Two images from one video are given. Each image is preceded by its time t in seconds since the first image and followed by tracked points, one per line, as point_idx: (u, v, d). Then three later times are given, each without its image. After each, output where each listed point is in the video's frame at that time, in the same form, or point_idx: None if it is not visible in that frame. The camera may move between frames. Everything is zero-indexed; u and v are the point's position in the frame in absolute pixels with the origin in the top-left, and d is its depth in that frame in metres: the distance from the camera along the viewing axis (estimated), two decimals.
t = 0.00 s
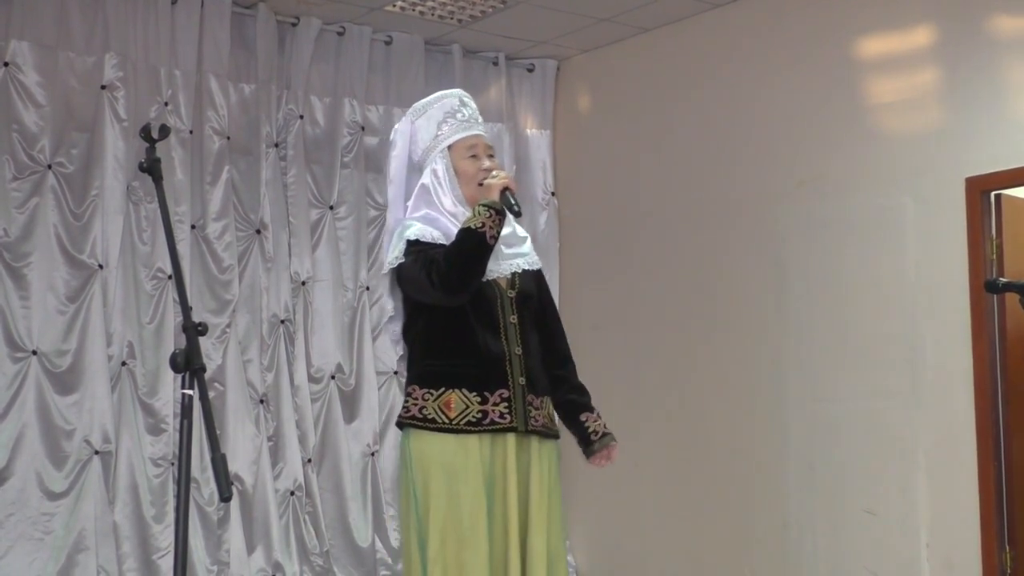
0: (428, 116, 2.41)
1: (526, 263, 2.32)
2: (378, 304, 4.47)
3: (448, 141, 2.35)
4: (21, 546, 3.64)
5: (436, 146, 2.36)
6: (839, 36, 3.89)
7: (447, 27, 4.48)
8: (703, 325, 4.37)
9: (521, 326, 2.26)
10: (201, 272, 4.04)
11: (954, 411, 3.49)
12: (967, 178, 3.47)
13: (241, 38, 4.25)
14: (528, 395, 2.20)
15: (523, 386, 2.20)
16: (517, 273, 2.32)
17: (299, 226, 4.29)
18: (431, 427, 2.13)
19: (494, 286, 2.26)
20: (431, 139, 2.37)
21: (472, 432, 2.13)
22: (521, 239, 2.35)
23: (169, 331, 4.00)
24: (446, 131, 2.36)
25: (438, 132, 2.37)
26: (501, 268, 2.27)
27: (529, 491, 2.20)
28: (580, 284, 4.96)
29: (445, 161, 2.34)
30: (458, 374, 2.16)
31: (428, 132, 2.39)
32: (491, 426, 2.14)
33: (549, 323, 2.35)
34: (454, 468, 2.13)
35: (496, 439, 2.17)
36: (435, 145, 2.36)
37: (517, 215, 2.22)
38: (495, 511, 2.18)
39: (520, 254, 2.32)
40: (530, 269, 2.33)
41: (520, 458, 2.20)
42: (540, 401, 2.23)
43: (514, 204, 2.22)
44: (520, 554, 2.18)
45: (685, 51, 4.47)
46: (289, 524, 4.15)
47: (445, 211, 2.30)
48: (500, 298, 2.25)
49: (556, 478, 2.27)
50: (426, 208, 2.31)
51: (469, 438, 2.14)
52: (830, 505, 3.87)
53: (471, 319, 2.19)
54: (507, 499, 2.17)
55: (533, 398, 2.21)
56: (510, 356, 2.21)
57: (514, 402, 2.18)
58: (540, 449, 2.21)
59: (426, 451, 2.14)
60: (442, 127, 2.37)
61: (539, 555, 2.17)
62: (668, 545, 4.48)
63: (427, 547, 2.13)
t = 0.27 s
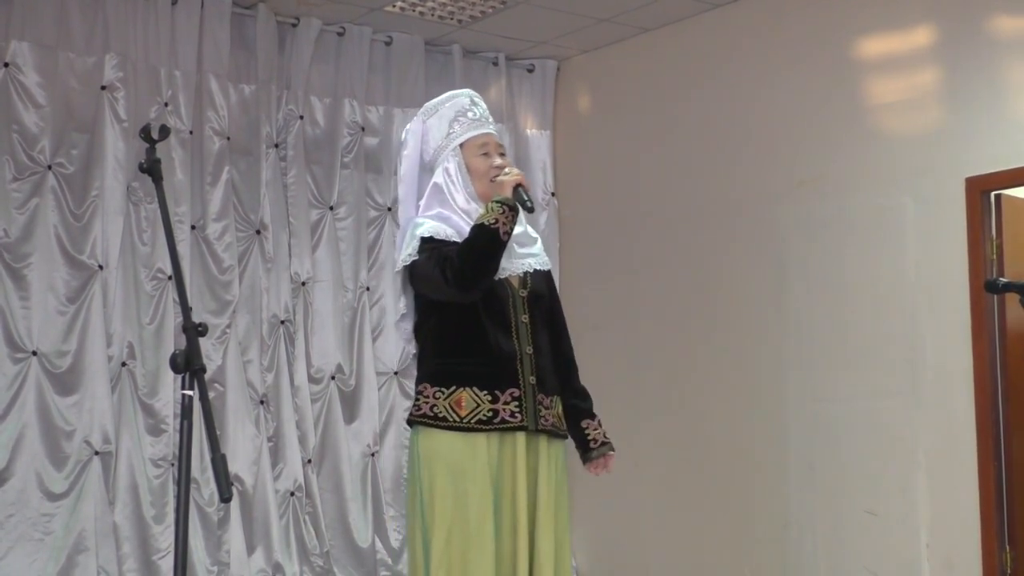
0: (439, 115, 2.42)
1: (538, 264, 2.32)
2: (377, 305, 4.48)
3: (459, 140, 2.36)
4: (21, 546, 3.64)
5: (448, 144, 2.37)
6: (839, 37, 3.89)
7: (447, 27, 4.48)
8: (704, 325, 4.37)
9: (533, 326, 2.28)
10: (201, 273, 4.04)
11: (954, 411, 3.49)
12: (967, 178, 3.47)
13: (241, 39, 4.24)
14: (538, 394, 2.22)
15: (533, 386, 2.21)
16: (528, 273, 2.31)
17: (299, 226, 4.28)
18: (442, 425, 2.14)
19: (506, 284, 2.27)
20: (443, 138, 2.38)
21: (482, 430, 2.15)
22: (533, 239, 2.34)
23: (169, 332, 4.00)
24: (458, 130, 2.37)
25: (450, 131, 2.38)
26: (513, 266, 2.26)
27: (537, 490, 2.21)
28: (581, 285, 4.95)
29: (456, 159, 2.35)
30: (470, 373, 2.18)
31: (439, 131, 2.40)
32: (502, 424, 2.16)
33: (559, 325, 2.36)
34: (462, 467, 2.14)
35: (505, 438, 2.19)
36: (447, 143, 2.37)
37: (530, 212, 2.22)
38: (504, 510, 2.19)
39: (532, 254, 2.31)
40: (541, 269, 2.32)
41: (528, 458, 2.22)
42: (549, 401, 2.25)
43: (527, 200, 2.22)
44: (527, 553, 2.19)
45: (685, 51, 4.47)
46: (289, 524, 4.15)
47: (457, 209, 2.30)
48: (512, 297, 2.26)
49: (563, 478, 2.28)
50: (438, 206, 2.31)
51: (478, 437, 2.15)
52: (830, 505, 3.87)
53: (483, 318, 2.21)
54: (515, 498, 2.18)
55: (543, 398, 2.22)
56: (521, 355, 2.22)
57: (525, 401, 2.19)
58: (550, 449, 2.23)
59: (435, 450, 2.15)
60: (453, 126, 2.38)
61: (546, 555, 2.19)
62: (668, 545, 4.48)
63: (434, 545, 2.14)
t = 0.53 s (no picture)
0: (451, 116, 2.42)
1: (548, 266, 2.35)
2: (377, 306, 4.48)
3: (471, 141, 2.36)
4: (22, 547, 3.65)
5: (460, 146, 2.37)
6: (840, 38, 3.89)
7: (446, 28, 4.47)
8: (704, 326, 4.37)
9: (543, 328, 2.28)
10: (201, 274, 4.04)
11: (954, 412, 3.49)
12: (967, 179, 3.47)
13: (241, 40, 4.24)
14: (548, 396, 2.22)
15: (543, 387, 2.22)
16: (540, 274, 2.33)
17: (299, 227, 4.28)
18: (451, 425, 2.15)
19: (517, 285, 2.27)
20: (455, 139, 2.38)
21: (492, 431, 2.16)
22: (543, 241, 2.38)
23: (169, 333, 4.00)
24: (470, 131, 2.37)
25: (462, 131, 2.38)
26: (525, 268, 2.29)
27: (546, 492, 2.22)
28: (581, 286, 4.95)
29: (468, 160, 2.34)
30: (481, 374, 2.18)
31: (451, 132, 2.39)
32: (511, 425, 2.17)
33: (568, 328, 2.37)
34: (470, 468, 2.15)
35: (514, 439, 2.20)
36: (459, 144, 2.37)
37: (546, 211, 2.21)
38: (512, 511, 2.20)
39: (543, 256, 2.35)
40: (551, 271, 2.35)
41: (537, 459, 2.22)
42: (559, 403, 2.25)
43: (543, 199, 2.21)
44: (535, 554, 2.20)
45: (685, 53, 4.47)
46: (289, 526, 4.15)
47: (469, 210, 2.30)
48: (523, 298, 2.26)
49: (569, 480, 2.29)
50: (451, 207, 2.31)
51: (486, 437, 2.16)
52: (830, 506, 3.87)
53: (495, 318, 2.21)
54: (524, 499, 2.19)
55: (552, 400, 2.23)
56: (532, 356, 2.23)
57: (534, 402, 2.20)
58: (558, 451, 2.24)
59: (443, 450, 2.17)
60: (466, 127, 2.38)
61: (553, 556, 2.19)
62: (668, 546, 4.48)
63: (441, 545, 2.15)
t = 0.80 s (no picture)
0: (457, 121, 2.44)
1: (554, 271, 2.34)
2: (378, 309, 4.48)
3: (477, 147, 2.38)
4: (22, 551, 3.64)
5: (466, 151, 2.39)
6: (841, 42, 3.89)
7: (446, 32, 4.45)
8: (705, 330, 4.36)
9: (550, 332, 2.29)
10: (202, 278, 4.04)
11: (955, 415, 3.49)
12: (967, 182, 3.48)
13: (241, 44, 4.24)
14: (556, 400, 2.23)
15: (551, 392, 2.23)
16: (546, 280, 2.33)
17: (300, 231, 4.28)
18: (461, 430, 2.16)
19: (524, 290, 2.28)
20: (461, 145, 2.40)
21: (501, 436, 2.16)
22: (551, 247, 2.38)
23: (169, 337, 4.00)
24: (476, 137, 2.39)
25: (468, 137, 2.40)
26: (531, 274, 2.30)
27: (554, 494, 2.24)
28: (582, 290, 4.95)
29: (475, 165, 2.37)
30: (489, 379, 2.19)
31: (457, 137, 2.42)
32: (520, 430, 2.17)
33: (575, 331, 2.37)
34: (480, 473, 2.16)
35: (523, 444, 2.21)
36: (465, 150, 2.39)
37: (554, 219, 2.22)
38: (521, 514, 2.21)
39: (549, 262, 2.35)
40: (557, 276, 2.35)
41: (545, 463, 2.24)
42: (566, 407, 2.26)
43: (552, 207, 2.22)
44: (544, 556, 2.22)
45: (686, 56, 4.47)
46: (290, 530, 4.15)
47: (475, 215, 2.32)
48: (530, 303, 2.27)
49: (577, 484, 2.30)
50: (457, 211, 2.33)
51: (495, 442, 2.17)
52: (831, 509, 3.86)
53: (502, 323, 2.21)
54: (533, 502, 2.20)
55: (561, 405, 2.24)
56: (539, 361, 2.24)
57: (543, 407, 2.20)
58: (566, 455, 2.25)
59: (453, 455, 2.17)
60: (472, 133, 2.40)
61: (563, 557, 2.21)
62: (669, 550, 4.48)
63: (453, 549, 2.16)
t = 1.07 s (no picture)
0: (456, 129, 2.46)
1: (557, 277, 2.35)
2: (378, 316, 4.47)
3: (477, 153, 2.41)
4: (22, 558, 3.64)
5: (465, 158, 2.41)
6: (842, 49, 3.89)
7: (447, 39, 4.45)
8: (707, 337, 4.36)
9: (552, 339, 2.30)
10: (203, 285, 4.04)
11: (955, 422, 3.49)
12: (968, 189, 3.48)
13: (242, 50, 4.24)
14: (558, 407, 2.23)
15: (553, 398, 2.22)
16: (548, 286, 2.34)
17: (300, 238, 4.27)
18: (462, 436, 2.17)
19: (526, 297, 2.29)
20: (460, 152, 2.43)
21: (502, 442, 2.17)
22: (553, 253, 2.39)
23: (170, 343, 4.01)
24: (475, 144, 2.41)
25: (467, 144, 2.42)
26: (533, 279, 2.31)
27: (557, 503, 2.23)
28: (583, 296, 4.95)
29: (475, 172, 2.39)
30: (491, 385, 2.20)
31: (457, 145, 2.44)
32: (521, 436, 2.17)
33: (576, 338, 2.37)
34: (480, 479, 2.17)
35: (524, 450, 2.21)
36: (464, 157, 2.41)
37: (554, 223, 2.23)
38: (523, 522, 2.21)
39: (551, 268, 2.36)
40: (559, 283, 2.36)
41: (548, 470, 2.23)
42: (569, 414, 2.27)
43: (552, 211, 2.23)
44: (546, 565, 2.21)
45: (687, 63, 4.47)
46: (290, 536, 4.14)
47: (477, 221, 2.34)
48: (532, 310, 2.28)
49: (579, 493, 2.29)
50: (458, 218, 2.35)
51: (496, 448, 2.17)
52: (832, 516, 3.86)
53: (504, 329, 2.22)
54: (535, 511, 2.20)
55: (563, 411, 2.24)
56: (541, 367, 2.24)
57: (544, 413, 2.20)
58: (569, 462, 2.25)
59: (453, 461, 2.18)
60: (471, 140, 2.43)
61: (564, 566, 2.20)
62: (670, 556, 4.47)
63: (451, 555, 2.17)
